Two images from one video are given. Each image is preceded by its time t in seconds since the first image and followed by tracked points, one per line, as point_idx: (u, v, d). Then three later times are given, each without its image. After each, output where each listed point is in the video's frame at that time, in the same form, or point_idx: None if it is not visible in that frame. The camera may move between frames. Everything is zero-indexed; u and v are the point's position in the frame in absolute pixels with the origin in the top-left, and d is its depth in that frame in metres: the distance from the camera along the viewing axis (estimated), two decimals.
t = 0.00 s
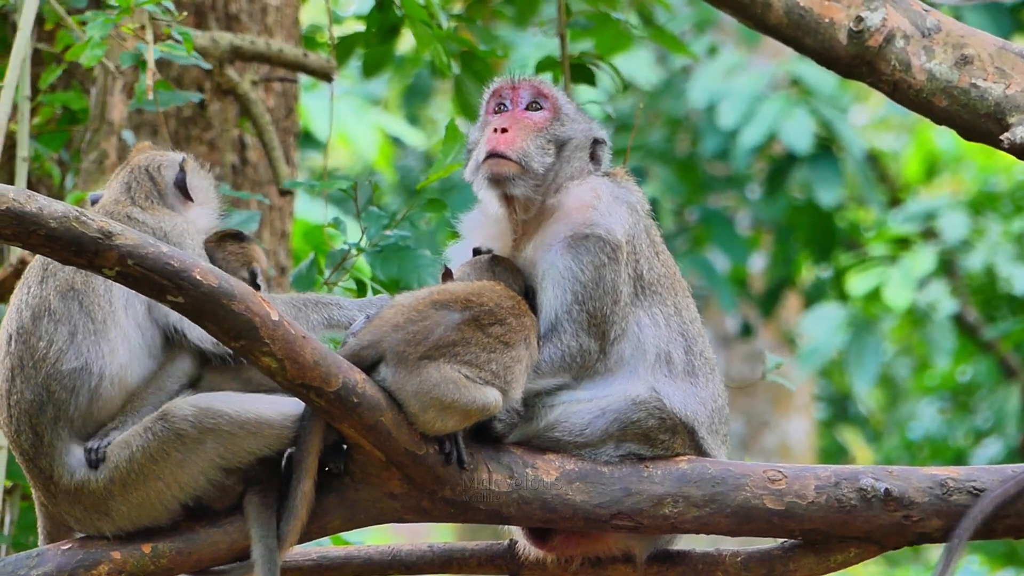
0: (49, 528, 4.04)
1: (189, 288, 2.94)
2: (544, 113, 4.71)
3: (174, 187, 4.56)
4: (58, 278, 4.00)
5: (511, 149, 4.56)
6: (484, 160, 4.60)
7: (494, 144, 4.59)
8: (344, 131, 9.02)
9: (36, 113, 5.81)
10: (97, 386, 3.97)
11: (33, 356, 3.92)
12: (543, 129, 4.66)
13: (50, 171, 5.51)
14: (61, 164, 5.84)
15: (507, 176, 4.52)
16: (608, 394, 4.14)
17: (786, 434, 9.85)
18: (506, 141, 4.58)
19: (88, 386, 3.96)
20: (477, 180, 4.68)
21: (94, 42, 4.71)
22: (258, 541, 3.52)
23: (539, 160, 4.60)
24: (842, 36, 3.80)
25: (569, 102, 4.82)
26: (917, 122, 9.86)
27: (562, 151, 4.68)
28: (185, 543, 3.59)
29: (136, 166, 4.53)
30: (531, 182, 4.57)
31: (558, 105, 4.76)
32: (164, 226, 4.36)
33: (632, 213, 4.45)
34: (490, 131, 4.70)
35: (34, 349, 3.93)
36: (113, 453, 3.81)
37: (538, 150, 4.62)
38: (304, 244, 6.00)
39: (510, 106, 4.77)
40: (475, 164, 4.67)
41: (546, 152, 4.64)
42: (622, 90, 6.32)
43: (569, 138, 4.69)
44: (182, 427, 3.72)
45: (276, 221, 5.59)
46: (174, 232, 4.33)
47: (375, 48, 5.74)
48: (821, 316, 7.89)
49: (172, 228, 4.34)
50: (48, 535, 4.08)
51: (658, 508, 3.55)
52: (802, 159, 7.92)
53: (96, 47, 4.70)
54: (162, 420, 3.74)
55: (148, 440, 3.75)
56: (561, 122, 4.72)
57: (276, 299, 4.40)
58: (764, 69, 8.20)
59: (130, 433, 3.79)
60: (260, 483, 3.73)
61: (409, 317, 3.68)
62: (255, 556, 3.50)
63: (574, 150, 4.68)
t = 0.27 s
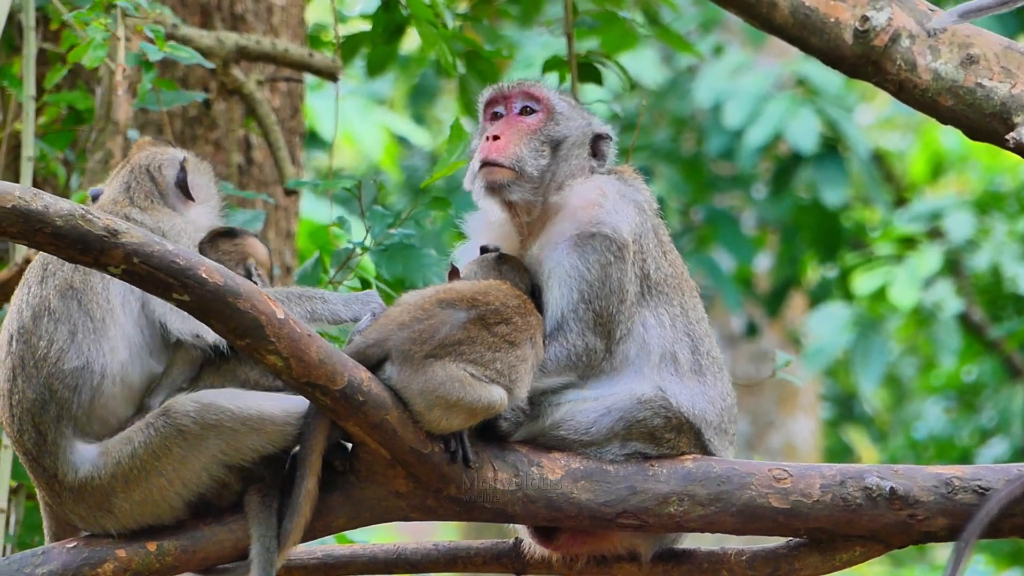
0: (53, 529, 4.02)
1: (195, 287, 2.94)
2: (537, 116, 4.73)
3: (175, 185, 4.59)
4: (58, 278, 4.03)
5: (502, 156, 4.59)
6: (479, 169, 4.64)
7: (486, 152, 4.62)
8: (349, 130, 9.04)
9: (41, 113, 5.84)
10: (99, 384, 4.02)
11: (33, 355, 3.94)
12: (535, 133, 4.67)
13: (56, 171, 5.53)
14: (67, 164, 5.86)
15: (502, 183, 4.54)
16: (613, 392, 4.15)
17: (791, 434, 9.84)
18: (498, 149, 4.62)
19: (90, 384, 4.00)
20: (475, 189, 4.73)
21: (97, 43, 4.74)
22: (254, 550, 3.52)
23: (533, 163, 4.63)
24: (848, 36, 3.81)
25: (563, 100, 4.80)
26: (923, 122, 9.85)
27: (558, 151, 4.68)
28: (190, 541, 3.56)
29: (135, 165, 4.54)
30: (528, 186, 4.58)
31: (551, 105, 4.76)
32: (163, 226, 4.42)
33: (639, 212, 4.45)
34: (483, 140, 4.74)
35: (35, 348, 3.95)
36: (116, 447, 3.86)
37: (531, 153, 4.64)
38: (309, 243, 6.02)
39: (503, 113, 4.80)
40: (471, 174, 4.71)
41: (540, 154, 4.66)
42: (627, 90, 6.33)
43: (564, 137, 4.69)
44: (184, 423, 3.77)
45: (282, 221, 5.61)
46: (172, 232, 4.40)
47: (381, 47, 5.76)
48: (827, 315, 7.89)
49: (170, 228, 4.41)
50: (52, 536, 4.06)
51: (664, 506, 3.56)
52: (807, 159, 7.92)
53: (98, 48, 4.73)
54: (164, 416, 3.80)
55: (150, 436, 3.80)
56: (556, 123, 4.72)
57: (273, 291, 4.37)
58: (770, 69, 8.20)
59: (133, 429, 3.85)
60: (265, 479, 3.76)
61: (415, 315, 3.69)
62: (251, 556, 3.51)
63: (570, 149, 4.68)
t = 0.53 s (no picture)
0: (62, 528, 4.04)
1: (203, 287, 2.95)
2: (536, 120, 4.70)
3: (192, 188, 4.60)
4: (75, 277, 4.06)
5: (503, 164, 4.57)
6: (481, 178, 4.64)
7: (486, 161, 4.60)
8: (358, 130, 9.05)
9: (50, 112, 5.86)
10: (113, 386, 4.03)
11: (48, 354, 3.95)
12: (535, 137, 4.65)
13: (64, 170, 5.55)
14: (75, 163, 5.88)
15: (503, 192, 4.54)
16: (622, 393, 4.15)
17: (800, 433, 9.83)
18: (499, 157, 4.60)
19: (104, 386, 4.01)
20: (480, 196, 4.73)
21: (106, 43, 4.78)
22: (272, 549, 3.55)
23: (534, 168, 4.61)
24: (856, 35, 3.81)
25: (561, 100, 4.76)
26: (932, 121, 9.83)
27: (560, 153, 4.66)
28: (199, 542, 3.56)
29: (154, 166, 4.55)
30: (530, 193, 4.57)
31: (550, 106, 4.72)
32: (183, 228, 4.42)
33: (648, 211, 4.45)
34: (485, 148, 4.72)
35: (50, 347, 3.96)
36: (127, 447, 3.86)
37: (531, 158, 4.62)
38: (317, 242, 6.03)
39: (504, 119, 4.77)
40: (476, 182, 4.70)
41: (541, 158, 4.64)
42: (635, 89, 6.32)
43: (565, 139, 4.66)
44: (193, 422, 3.78)
45: (290, 220, 5.62)
46: (192, 234, 4.40)
47: (389, 46, 5.77)
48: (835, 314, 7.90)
49: (190, 231, 4.41)
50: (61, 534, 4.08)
51: (673, 507, 3.56)
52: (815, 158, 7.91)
53: (107, 47, 4.77)
54: (173, 414, 3.80)
55: (159, 435, 3.81)
56: (556, 125, 4.69)
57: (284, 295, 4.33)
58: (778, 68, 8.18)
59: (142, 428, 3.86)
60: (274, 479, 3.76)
61: (423, 316, 3.69)
62: (268, 556, 3.55)
63: (572, 150, 4.66)
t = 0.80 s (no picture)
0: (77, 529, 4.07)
1: (217, 288, 2.97)
2: (546, 124, 4.69)
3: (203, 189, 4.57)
4: (92, 279, 4.08)
5: (513, 171, 4.56)
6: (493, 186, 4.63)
7: (497, 168, 4.59)
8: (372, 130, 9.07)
9: (64, 112, 5.89)
10: (128, 389, 4.06)
11: (64, 355, 3.98)
12: (545, 142, 4.64)
13: (78, 170, 5.58)
14: (89, 163, 5.91)
15: (515, 200, 4.53)
16: (636, 395, 4.15)
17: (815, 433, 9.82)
18: (509, 164, 4.58)
19: (119, 388, 4.04)
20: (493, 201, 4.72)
21: (122, 42, 4.76)
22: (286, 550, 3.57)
23: (545, 173, 4.60)
24: (870, 35, 3.79)
25: (570, 103, 4.74)
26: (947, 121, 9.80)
27: (571, 157, 4.65)
28: (212, 543, 3.57)
29: (170, 168, 4.56)
30: (542, 198, 4.57)
31: (559, 109, 4.71)
32: (200, 230, 4.44)
33: (663, 213, 4.45)
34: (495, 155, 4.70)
35: (66, 349, 3.98)
36: (140, 449, 3.87)
37: (541, 163, 4.61)
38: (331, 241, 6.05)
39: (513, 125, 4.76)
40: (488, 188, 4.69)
41: (552, 162, 4.63)
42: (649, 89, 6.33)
43: (575, 142, 4.65)
44: (208, 423, 3.79)
45: (304, 220, 5.64)
46: (209, 237, 4.42)
47: (404, 47, 5.80)
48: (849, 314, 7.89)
49: (207, 233, 4.43)
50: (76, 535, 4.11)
51: (686, 508, 3.56)
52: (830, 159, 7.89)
53: (123, 47, 4.76)
54: (188, 415, 3.82)
55: (174, 436, 3.82)
56: (566, 128, 4.68)
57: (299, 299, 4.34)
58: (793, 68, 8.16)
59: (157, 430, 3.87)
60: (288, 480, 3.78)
61: (438, 317, 3.70)
62: (283, 557, 3.56)
63: (582, 154, 4.65)
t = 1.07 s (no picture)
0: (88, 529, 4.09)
1: (229, 287, 2.99)
2: (553, 125, 4.69)
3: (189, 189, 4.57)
4: (96, 281, 4.09)
5: (521, 173, 4.55)
6: (501, 188, 4.63)
7: (504, 171, 4.59)
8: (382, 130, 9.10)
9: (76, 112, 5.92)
10: (135, 388, 4.08)
11: (72, 356, 4.00)
12: (552, 143, 4.65)
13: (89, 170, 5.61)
14: (100, 163, 5.94)
15: (524, 202, 4.53)
16: (647, 393, 4.16)
17: (826, 432, 9.82)
18: (517, 166, 4.58)
19: (127, 388, 4.06)
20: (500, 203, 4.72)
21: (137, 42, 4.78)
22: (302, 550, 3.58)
23: (553, 174, 4.61)
24: (880, 35, 3.80)
25: (577, 102, 4.75)
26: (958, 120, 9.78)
27: (578, 157, 4.66)
28: (224, 542, 3.59)
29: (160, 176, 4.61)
30: (551, 200, 4.58)
31: (566, 109, 4.72)
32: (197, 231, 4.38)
33: (674, 211, 4.46)
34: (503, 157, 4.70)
35: (73, 349, 4.00)
36: (151, 445, 3.90)
37: (549, 165, 4.62)
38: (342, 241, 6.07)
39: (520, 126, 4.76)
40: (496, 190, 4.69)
41: (559, 163, 4.64)
42: (660, 89, 6.33)
43: (582, 143, 4.67)
44: (220, 419, 3.82)
45: (316, 220, 5.67)
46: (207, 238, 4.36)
47: (414, 47, 5.81)
48: (859, 313, 7.87)
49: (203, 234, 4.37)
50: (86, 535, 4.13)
51: (698, 506, 3.57)
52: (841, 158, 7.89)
53: (137, 46, 4.77)
54: (200, 411, 3.84)
55: (186, 432, 3.84)
56: (573, 129, 4.69)
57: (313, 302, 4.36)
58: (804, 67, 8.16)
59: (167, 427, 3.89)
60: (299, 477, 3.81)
61: (449, 315, 3.72)
62: (301, 557, 3.57)
63: (590, 153, 4.66)
